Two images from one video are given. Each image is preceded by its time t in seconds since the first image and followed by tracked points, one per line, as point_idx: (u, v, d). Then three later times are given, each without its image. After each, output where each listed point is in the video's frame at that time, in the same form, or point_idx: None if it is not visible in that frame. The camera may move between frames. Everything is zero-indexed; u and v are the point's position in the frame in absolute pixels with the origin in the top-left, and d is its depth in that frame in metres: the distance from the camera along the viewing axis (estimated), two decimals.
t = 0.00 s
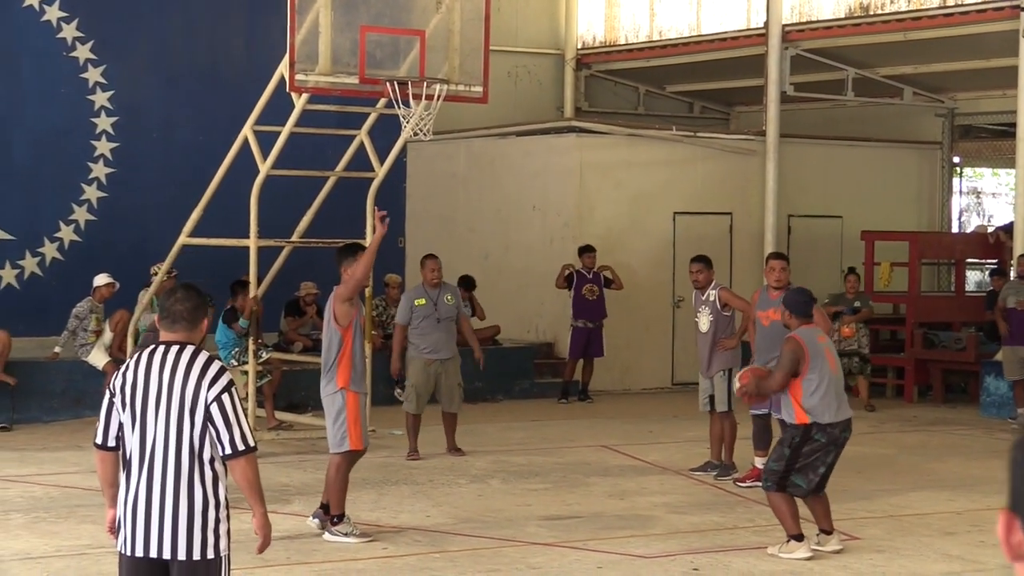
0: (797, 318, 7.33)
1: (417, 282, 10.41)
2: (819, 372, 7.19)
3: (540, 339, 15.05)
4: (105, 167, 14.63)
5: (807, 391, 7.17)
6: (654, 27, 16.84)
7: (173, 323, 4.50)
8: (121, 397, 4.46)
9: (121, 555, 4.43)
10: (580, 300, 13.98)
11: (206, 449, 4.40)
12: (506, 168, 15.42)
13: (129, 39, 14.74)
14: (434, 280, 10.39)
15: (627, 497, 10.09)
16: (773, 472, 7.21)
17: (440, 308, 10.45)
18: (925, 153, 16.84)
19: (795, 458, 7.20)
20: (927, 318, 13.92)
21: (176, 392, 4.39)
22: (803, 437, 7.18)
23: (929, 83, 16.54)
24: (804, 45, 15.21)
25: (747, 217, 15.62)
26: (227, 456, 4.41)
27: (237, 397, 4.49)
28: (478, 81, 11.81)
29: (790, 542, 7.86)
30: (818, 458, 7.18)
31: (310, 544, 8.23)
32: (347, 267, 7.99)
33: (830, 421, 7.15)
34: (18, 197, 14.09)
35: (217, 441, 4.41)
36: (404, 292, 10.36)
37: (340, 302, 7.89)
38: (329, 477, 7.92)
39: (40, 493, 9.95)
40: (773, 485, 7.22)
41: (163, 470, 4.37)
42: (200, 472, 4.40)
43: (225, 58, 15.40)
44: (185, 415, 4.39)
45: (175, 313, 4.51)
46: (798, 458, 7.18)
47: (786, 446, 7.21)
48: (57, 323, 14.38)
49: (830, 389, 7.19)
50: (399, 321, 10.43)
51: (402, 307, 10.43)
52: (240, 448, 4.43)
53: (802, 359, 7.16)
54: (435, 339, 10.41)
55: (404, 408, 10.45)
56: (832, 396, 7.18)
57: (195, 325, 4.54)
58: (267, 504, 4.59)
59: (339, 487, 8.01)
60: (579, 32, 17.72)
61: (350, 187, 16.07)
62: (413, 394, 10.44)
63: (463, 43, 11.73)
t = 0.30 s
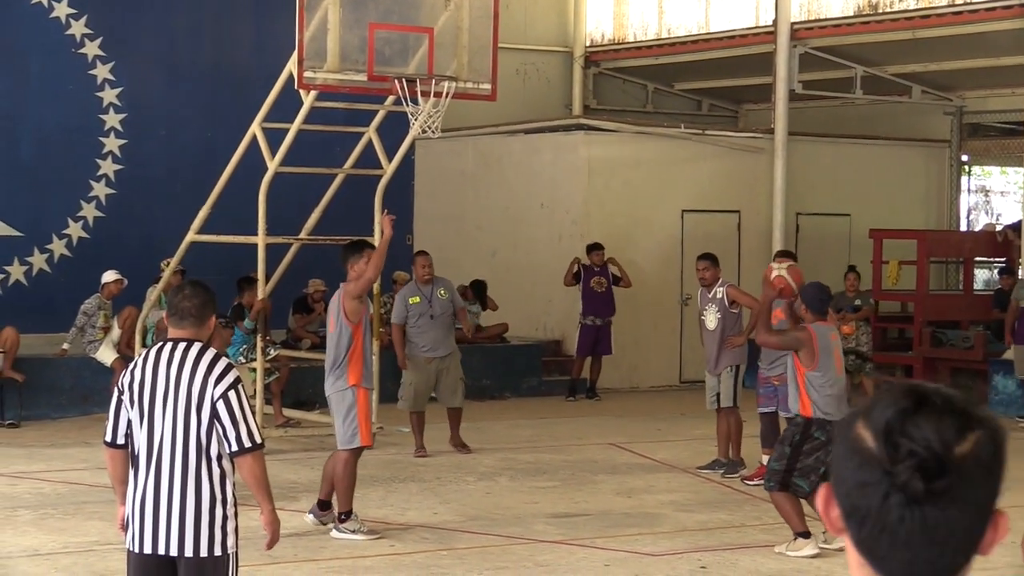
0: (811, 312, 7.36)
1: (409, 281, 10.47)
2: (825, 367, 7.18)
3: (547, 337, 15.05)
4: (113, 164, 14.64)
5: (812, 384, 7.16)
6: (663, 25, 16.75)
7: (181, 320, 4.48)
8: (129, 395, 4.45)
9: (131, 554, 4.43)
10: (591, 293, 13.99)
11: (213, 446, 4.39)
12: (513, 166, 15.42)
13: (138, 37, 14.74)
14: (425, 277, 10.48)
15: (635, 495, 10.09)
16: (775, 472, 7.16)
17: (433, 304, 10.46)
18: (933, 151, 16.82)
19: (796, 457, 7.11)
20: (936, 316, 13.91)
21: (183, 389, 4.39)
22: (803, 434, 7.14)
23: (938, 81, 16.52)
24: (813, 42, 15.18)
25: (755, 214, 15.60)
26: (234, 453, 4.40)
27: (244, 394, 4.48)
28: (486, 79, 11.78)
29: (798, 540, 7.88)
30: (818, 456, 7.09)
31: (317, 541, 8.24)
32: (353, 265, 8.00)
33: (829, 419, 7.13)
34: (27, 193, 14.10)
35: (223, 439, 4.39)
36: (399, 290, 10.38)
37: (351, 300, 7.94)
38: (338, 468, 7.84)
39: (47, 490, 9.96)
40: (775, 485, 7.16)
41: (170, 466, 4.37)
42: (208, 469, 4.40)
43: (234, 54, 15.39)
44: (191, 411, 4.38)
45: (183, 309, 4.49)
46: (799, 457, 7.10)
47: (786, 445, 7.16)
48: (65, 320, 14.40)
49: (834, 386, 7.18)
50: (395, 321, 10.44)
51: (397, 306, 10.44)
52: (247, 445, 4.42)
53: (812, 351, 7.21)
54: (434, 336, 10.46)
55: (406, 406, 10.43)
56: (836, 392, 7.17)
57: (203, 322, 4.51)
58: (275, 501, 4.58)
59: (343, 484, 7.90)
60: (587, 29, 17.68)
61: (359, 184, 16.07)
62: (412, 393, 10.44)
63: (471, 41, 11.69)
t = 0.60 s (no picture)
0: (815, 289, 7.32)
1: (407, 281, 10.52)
2: (822, 345, 7.16)
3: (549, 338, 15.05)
4: (115, 164, 14.62)
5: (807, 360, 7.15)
6: (666, 26, 16.88)
7: (183, 321, 4.47)
8: (131, 397, 4.43)
9: (135, 555, 4.40)
10: (593, 299, 13.95)
11: (216, 446, 4.37)
12: (515, 167, 15.42)
13: (141, 38, 14.73)
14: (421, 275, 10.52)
15: (639, 494, 10.09)
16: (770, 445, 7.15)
17: (431, 304, 10.48)
18: (935, 150, 16.83)
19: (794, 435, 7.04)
20: (938, 315, 13.92)
21: (185, 390, 4.36)
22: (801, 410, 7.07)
23: (939, 81, 16.57)
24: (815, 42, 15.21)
25: (757, 214, 15.61)
26: (237, 454, 4.38)
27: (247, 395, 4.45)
28: (489, 79, 11.78)
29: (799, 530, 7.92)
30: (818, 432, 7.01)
31: (321, 542, 8.23)
32: (352, 265, 7.98)
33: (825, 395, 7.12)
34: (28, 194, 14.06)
35: (225, 440, 4.37)
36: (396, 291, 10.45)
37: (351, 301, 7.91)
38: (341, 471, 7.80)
39: (50, 491, 9.94)
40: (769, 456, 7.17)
41: (173, 467, 4.35)
42: (210, 470, 4.37)
43: (237, 55, 15.39)
44: (193, 413, 4.36)
45: (185, 310, 4.48)
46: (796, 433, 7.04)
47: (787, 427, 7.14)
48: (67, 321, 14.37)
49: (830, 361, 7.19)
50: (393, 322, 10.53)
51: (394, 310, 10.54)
52: (250, 445, 4.40)
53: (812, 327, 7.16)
54: (432, 336, 10.42)
55: (407, 408, 10.41)
56: (831, 370, 7.16)
57: (206, 322, 4.51)
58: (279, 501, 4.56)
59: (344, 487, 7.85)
60: (590, 30, 17.71)
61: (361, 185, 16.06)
62: (415, 393, 10.43)
63: (475, 41, 11.69)
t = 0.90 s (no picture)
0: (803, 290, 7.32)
1: (398, 292, 10.51)
2: (806, 342, 7.14)
3: (540, 349, 15.04)
4: (105, 175, 14.61)
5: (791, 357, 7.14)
6: (655, 38, 16.91)
7: (171, 333, 4.44)
8: (119, 409, 4.39)
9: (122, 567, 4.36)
10: (582, 310, 13.97)
11: (205, 457, 4.34)
12: (505, 177, 15.42)
13: (131, 49, 14.74)
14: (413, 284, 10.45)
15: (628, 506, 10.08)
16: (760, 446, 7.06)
17: (420, 315, 10.44)
18: (925, 163, 16.84)
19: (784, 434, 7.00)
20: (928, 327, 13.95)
21: (173, 402, 4.34)
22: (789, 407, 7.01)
23: (928, 93, 16.61)
24: (804, 54, 15.24)
25: (747, 225, 15.63)
26: (225, 465, 4.36)
27: (235, 407, 4.43)
28: (478, 91, 11.79)
29: (786, 543, 7.86)
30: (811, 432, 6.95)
31: (309, 554, 8.21)
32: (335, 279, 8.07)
33: (813, 392, 7.07)
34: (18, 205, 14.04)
35: (214, 450, 4.35)
36: (386, 299, 10.42)
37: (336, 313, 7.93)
38: (341, 484, 7.89)
39: (38, 503, 9.91)
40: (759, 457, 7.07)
41: (161, 479, 4.31)
42: (199, 481, 4.34)
43: (226, 66, 15.40)
44: (182, 424, 4.33)
45: (172, 322, 4.45)
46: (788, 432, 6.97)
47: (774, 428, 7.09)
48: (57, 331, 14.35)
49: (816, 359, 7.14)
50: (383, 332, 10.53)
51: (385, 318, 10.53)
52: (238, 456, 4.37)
53: (798, 324, 7.14)
54: (419, 347, 10.41)
55: (395, 420, 10.39)
56: (816, 368, 7.12)
57: (194, 333, 4.47)
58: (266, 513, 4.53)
59: (345, 496, 7.92)
60: (580, 41, 17.73)
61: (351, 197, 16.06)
62: (402, 406, 10.43)
63: (464, 53, 11.70)
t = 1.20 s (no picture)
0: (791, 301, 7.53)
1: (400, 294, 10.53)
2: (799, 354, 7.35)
3: (534, 352, 15.04)
4: (99, 178, 14.62)
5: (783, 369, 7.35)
6: (648, 39, 16.82)
7: (163, 337, 4.37)
8: (113, 411, 4.35)
9: (114, 568, 4.36)
10: (575, 312, 13.98)
11: (198, 460, 4.32)
12: (500, 180, 15.42)
13: (124, 51, 14.73)
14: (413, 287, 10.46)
15: (621, 509, 10.08)
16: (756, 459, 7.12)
17: (420, 317, 10.44)
18: (919, 166, 16.87)
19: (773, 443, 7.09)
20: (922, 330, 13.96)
21: (167, 404, 4.30)
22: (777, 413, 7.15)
23: (922, 96, 16.61)
24: (798, 57, 15.24)
25: (741, 228, 15.64)
26: (219, 468, 4.33)
27: (229, 409, 4.40)
28: (473, 93, 11.77)
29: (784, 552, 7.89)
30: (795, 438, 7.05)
31: (302, 556, 8.20)
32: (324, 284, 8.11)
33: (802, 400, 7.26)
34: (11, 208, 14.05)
35: (208, 453, 4.31)
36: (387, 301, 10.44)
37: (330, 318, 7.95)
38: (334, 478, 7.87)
39: (32, 505, 9.91)
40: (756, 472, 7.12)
41: (155, 482, 4.29)
42: (193, 483, 4.32)
43: (220, 69, 15.39)
44: (176, 427, 4.30)
45: (165, 325, 4.39)
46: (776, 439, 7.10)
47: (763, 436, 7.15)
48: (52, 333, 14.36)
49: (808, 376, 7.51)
50: (385, 335, 10.55)
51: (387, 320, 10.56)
52: (232, 459, 4.35)
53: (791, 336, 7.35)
54: (417, 350, 10.39)
55: (393, 423, 10.38)
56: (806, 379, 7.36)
57: (187, 336, 4.41)
58: (260, 515, 4.51)
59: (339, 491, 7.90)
60: (573, 44, 17.74)
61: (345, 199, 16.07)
62: (400, 410, 10.41)
63: (458, 55, 11.70)
